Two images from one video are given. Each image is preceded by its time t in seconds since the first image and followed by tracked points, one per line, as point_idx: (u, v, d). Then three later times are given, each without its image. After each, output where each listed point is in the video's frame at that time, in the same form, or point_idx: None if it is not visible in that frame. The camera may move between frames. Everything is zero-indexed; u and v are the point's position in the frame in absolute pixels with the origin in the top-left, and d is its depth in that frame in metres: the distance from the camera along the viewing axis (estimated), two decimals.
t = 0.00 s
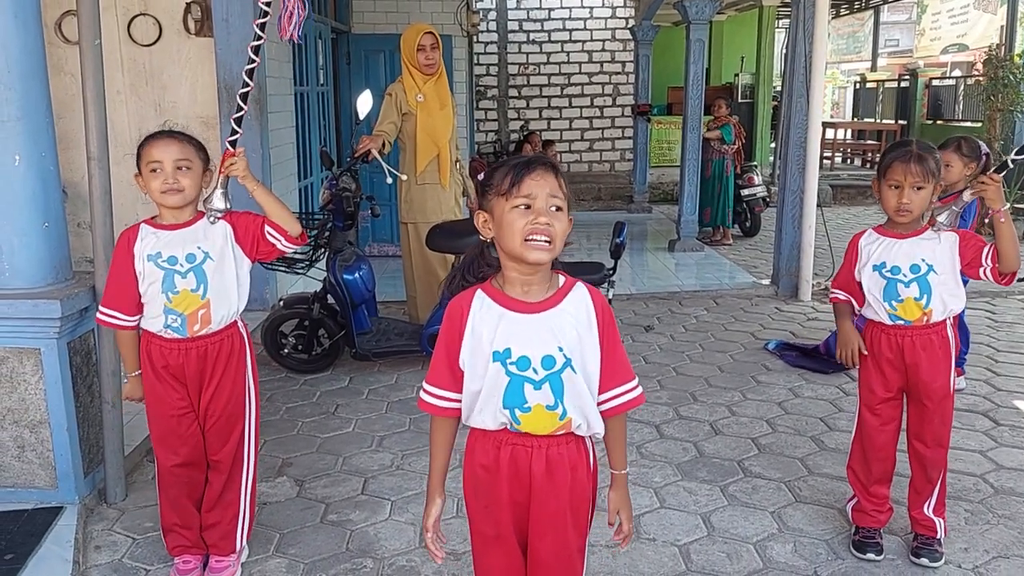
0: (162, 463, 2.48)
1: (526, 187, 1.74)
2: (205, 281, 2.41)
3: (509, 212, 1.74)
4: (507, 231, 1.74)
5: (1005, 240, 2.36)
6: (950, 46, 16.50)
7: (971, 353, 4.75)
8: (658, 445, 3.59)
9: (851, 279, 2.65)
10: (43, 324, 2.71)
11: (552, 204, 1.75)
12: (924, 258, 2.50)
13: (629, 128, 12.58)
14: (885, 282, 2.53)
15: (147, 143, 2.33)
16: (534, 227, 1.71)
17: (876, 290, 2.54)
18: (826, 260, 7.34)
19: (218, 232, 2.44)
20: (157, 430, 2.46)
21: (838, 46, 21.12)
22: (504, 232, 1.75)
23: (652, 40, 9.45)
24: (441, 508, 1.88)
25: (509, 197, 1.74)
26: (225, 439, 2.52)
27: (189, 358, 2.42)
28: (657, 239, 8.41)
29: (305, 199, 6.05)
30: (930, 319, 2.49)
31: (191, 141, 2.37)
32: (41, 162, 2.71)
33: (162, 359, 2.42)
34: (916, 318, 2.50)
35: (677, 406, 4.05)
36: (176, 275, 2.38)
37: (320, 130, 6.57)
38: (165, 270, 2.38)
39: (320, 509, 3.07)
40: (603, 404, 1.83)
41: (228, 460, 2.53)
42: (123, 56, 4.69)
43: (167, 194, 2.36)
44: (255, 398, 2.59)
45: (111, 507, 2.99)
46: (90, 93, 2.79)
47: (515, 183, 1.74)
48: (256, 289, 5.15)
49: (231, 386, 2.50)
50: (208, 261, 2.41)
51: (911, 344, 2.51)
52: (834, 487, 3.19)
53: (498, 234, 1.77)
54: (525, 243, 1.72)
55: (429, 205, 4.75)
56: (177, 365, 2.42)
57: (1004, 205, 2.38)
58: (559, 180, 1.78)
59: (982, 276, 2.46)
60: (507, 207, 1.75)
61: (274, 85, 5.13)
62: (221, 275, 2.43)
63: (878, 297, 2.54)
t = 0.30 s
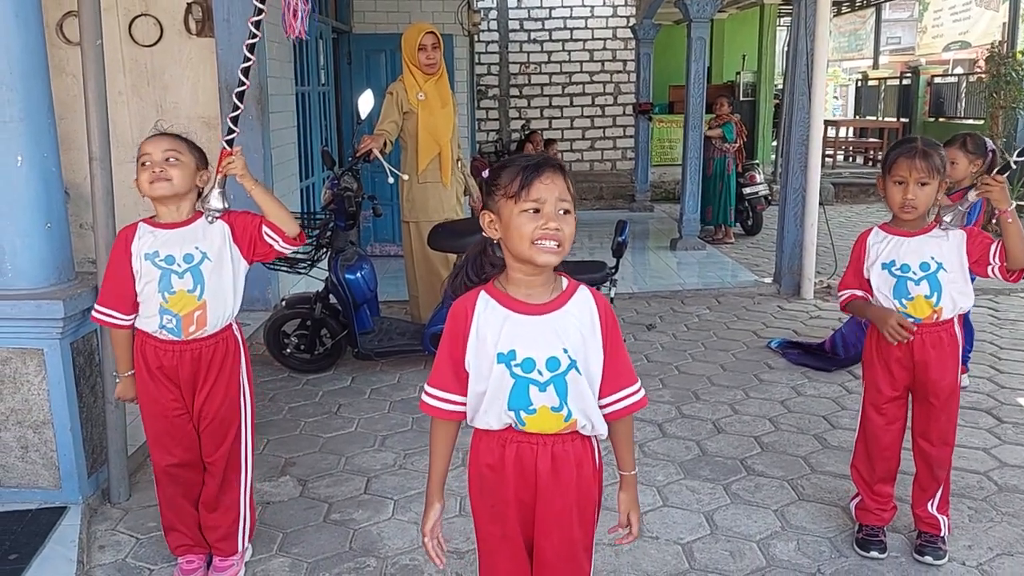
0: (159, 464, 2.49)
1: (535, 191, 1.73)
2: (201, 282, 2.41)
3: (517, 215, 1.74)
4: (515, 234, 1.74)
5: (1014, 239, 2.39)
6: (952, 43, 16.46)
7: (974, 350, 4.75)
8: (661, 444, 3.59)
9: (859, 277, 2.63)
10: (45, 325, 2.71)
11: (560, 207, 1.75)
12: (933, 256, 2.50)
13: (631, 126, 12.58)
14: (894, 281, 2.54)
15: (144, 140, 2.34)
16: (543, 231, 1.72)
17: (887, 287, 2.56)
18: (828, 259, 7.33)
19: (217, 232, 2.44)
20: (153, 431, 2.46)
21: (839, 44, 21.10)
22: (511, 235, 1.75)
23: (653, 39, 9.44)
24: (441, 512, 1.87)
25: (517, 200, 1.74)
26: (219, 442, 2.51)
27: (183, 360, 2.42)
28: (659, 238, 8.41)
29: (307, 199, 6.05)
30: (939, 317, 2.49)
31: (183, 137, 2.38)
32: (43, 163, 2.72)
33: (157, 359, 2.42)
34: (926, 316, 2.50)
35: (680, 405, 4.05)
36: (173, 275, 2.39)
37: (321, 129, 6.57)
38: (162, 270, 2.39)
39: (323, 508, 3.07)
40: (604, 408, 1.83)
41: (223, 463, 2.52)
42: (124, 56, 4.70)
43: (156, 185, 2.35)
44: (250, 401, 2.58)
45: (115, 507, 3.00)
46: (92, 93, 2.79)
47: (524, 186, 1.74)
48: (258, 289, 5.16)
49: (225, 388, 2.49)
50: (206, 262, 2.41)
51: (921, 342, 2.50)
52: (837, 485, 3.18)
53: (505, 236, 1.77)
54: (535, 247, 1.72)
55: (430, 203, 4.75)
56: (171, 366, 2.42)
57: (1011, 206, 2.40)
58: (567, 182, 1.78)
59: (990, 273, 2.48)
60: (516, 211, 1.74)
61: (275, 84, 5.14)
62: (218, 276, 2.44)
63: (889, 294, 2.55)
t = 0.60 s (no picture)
0: (156, 465, 2.51)
1: (548, 200, 1.73)
2: (192, 286, 2.41)
3: (529, 225, 1.73)
4: (527, 243, 1.74)
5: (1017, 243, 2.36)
6: (955, 41, 16.43)
7: (978, 348, 4.75)
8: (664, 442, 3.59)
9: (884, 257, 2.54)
10: (49, 325, 2.72)
11: (571, 215, 1.75)
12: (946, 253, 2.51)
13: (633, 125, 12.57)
14: (909, 275, 2.52)
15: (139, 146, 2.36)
16: (556, 241, 1.72)
17: (901, 280, 2.53)
18: (831, 257, 7.33)
19: (211, 236, 2.44)
20: (147, 433, 2.48)
21: (842, 42, 21.09)
22: (522, 243, 1.74)
23: (656, 37, 9.44)
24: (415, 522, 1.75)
25: (529, 210, 1.73)
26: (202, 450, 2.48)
27: (171, 364, 2.43)
28: (662, 236, 8.40)
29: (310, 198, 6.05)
30: (955, 310, 2.50)
31: (176, 140, 2.39)
32: (47, 164, 2.72)
33: (147, 363, 2.43)
34: (940, 310, 2.50)
35: (683, 403, 4.05)
36: (163, 278, 2.39)
37: (324, 128, 6.58)
38: (153, 272, 2.39)
39: (327, 507, 3.08)
40: (610, 406, 1.84)
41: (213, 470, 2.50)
42: (127, 57, 4.71)
43: (149, 191, 2.36)
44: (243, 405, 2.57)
45: (119, 506, 3.01)
46: (96, 94, 2.80)
47: (536, 196, 1.73)
48: (261, 288, 5.17)
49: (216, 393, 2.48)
50: (197, 265, 2.42)
51: (933, 335, 2.51)
52: (841, 484, 3.18)
53: (515, 244, 1.76)
54: (548, 258, 1.72)
55: (432, 202, 4.76)
56: (161, 369, 2.43)
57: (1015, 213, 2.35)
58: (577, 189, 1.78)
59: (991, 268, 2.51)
60: (528, 220, 1.74)
61: (277, 84, 5.14)
62: (209, 280, 2.44)
63: (902, 287, 2.52)
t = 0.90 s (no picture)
0: (158, 468, 2.51)
1: (559, 204, 1.73)
2: (189, 285, 2.41)
3: (538, 227, 1.73)
4: (535, 245, 1.73)
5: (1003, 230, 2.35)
6: (953, 41, 16.43)
7: (978, 348, 4.75)
8: (664, 442, 3.59)
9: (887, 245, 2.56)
10: (48, 326, 2.71)
11: (576, 217, 1.76)
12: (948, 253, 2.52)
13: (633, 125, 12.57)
14: (909, 272, 2.53)
15: (139, 146, 2.36)
16: (564, 245, 1.73)
17: (903, 276, 2.54)
18: (830, 256, 7.32)
19: (206, 234, 2.43)
20: (149, 436, 2.49)
21: (841, 42, 21.10)
22: (530, 245, 1.74)
23: (655, 37, 9.44)
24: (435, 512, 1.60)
25: (539, 212, 1.73)
26: (202, 451, 2.48)
27: (171, 366, 2.43)
28: (662, 236, 8.40)
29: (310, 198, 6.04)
30: (953, 310, 2.50)
31: (177, 142, 2.40)
32: (46, 164, 2.72)
33: (147, 365, 2.43)
34: (939, 309, 2.50)
35: (683, 403, 4.05)
36: (160, 278, 2.39)
37: (324, 129, 6.58)
38: (150, 272, 2.39)
39: (326, 508, 3.08)
40: (655, 367, 1.84)
41: (214, 472, 2.50)
42: (127, 57, 4.71)
43: (151, 193, 2.36)
44: (244, 405, 2.56)
45: (118, 507, 3.00)
46: (95, 94, 2.79)
47: (548, 198, 1.73)
48: (261, 289, 5.16)
49: (216, 394, 2.47)
50: (194, 264, 2.41)
51: (932, 336, 2.51)
52: (841, 484, 3.18)
53: (520, 246, 1.75)
54: (557, 262, 1.73)
55: (432, 203, 4.76)
56: (161, 371, 2.43)
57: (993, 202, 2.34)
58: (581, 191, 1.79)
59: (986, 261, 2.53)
60: (537, 222, 1.73)
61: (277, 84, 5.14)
62: (207, 279, 2.43)
63: (903, 284, 2.53)
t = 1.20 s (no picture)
0: (166, 462, 2.51)
1: (561, 206, 1.73)
2: (190, 282, 2.41)
3: (540, 228, 1.73)
4: (537, 247, 1.73)
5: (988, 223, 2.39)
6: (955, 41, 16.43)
7: (980, 349, 4.74)
8: (665, 443, 3.59)
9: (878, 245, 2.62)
10: (50, 326, 2.72)
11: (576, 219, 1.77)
12: (945, 253, 2.53)
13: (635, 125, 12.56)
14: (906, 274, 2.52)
15: (143, 144, 2.35)
16: (567, 246, 1.73)
17: (900, 279, 2.53)
18: (832, 257, 7.32)
19: (206, 230, 2.44)
20: (156, 431, 2.48)
21: (843, 42, 21.09)
22: (532, 247, 1.74)
23: (657, 37, 9.43)
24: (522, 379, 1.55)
25: (541, 213, 1.73)
26: (219, 442, 2.50)
27: (177, 361, 2.43)
28: (663, 237, 8.39)
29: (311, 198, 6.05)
30: (948, 314, 2.49)
31: (180, 139, 2.39)
32: (48, 165, 2.72)
33: (156, 361, 2.43)
34: (934, 312, 2.49)
35: (684, 404, 4.05)
36: (162, 274, 2.40)
37: (325, 129, 6.58)
38: (152, 269, 2.40)
39: (328, 508, 3.08)
40: (666, 335, 1.86)
41: (225, 463, 2.52)
42: (129, 58, 4.72)
43: (155, 189, 2.36)
44: (252, 397, 2.57)
45: (120, 507, 3.01)
46: (98, 95, 2.80)
47: (551, 200, 1.73)
48: (262, 289, 5.16)
49: (225, 388, 2.48)
50: (195, 261, 2.42)
51: (926, 339, 2.51)
52: (843, 485, 3.18)
53: (522, 247, 1.75)
54: (558, 264, 1.73)
55: (434, 204, 4.76)
56: (170, 367, 2.43)
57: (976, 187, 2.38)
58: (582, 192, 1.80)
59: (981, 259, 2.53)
60: (540, 224, 1.73)
61: (279, 84, 5.14)
62: (208, 276, 2.43)
63: (901, 286, 2.53)
